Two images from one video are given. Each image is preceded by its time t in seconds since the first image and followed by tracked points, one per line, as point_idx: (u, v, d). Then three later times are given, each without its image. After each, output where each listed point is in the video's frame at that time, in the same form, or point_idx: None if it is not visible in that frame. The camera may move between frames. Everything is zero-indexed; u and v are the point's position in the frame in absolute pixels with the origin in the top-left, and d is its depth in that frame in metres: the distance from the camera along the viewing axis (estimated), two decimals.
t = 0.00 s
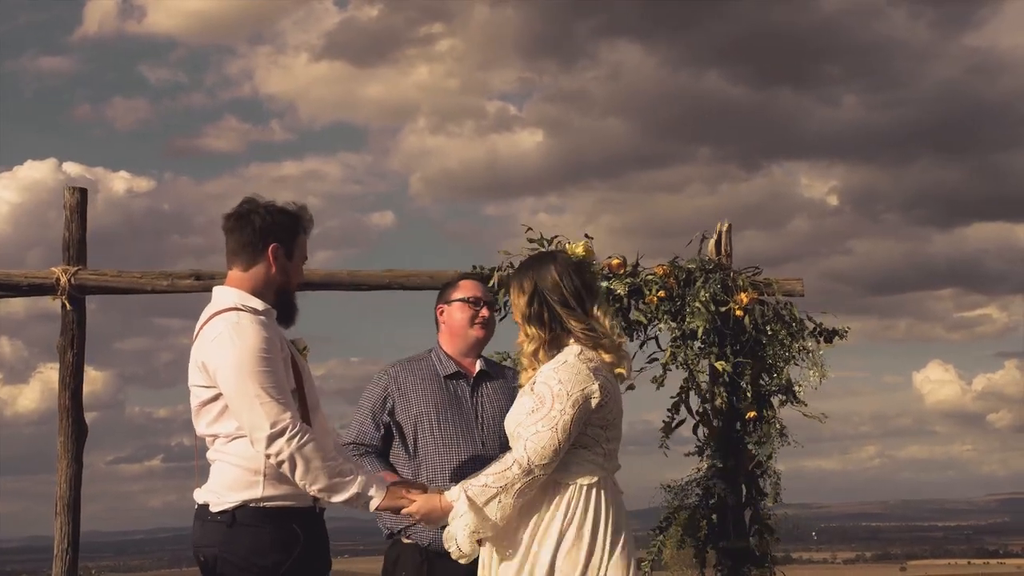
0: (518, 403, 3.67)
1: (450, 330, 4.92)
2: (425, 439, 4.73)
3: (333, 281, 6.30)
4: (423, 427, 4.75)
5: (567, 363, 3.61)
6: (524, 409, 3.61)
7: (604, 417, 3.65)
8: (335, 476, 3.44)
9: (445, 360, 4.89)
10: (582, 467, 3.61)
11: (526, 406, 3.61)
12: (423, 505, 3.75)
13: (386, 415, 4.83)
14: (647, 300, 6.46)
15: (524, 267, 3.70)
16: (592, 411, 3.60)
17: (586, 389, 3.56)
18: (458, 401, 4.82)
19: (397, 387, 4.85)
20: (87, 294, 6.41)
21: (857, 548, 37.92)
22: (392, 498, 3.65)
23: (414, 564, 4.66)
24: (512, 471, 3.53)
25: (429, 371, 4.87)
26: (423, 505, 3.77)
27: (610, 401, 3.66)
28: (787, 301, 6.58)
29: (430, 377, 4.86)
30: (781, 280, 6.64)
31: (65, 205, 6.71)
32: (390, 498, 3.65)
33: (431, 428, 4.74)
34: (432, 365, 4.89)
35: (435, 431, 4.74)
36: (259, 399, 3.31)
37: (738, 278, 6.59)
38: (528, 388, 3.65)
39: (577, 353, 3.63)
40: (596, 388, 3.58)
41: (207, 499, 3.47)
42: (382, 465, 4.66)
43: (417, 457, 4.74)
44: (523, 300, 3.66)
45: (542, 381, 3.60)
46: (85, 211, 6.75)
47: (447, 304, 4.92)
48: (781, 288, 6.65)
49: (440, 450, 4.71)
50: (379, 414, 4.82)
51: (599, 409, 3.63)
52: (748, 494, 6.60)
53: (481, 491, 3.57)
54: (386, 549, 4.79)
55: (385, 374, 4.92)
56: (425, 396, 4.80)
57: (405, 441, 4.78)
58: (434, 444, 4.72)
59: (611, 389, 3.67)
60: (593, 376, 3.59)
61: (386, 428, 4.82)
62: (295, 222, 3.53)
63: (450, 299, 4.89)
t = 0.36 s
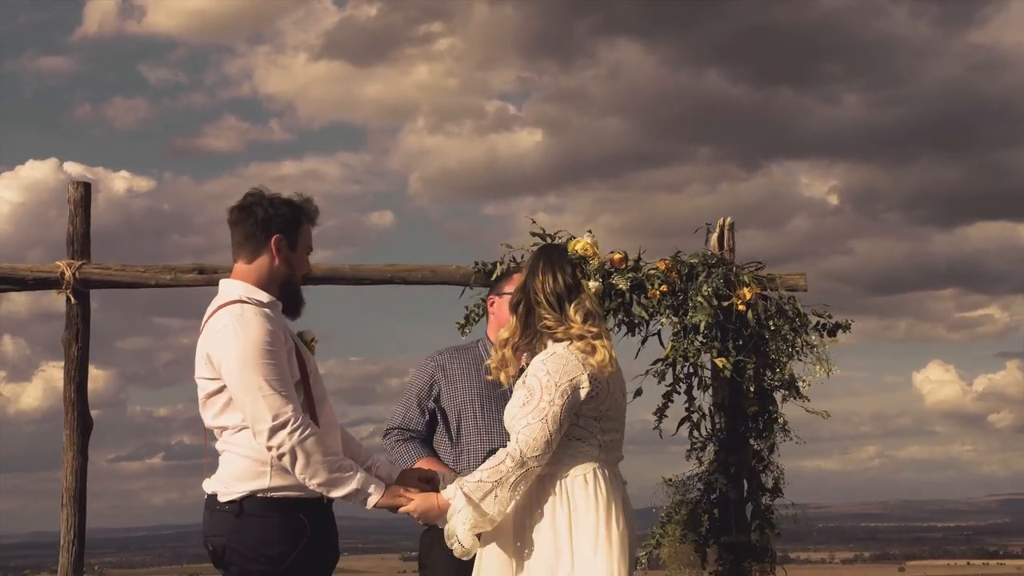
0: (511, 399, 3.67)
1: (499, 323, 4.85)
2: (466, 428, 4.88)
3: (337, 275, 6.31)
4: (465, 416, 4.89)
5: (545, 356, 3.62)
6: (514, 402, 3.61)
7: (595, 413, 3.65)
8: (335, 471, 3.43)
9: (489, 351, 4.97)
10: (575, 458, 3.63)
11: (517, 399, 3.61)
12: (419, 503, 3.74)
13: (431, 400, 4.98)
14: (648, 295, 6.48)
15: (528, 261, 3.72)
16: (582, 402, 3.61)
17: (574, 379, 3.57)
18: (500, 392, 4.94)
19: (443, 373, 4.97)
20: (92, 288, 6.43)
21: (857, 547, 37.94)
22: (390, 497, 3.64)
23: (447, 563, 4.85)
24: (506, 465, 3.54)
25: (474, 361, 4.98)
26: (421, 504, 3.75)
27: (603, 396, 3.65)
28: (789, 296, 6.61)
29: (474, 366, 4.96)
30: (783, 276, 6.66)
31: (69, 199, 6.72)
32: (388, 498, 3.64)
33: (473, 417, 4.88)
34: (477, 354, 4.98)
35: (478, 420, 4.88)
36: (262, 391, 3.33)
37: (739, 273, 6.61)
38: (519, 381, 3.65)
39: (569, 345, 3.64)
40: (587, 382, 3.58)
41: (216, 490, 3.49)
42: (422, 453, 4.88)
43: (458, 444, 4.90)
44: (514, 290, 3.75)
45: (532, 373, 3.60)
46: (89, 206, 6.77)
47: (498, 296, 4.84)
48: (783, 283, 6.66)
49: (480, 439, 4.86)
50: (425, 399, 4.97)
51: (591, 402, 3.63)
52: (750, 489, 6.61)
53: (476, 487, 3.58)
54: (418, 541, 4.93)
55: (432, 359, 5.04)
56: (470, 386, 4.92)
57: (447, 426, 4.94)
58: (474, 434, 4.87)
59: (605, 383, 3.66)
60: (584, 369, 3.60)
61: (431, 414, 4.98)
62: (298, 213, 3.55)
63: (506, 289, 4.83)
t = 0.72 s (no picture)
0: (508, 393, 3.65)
1: (508, 319, 4.84)
2: (484, 424, 4.87)
3: (334, 271, 6.30)
4: (482, 412, 4.88)
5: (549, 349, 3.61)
6: (512, 397, 3.59)
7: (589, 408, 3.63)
8: (331, 467, 3.41)
9: (504, 347, 4.97)
10: (572, 455, 3.61)
11: (514, 394, 3.60)
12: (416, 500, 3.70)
13: (448, 394, 4.94)
14: (647, 290, 6.46)
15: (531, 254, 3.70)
16: (578, 398, 3.59)
17: (571, 375, 3.55)
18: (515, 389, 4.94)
19: (460, 369, 4.95)
20: (89, 285, 6.42)
21: (857, 545, 37.94)
22: (386, 492, 3.62)
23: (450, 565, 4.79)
24: (502, 461, 3.53)
25: (489, 358, 4.96)
26: (417, 499, 3.70)
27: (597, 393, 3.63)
28: (788, 291, 6.59)
29: (490, 363, 4.95)
30: (781, 271, 6.64)
31: (66, 196, 6.70)
32: (383, 493, 3.62)
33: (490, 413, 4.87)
34: (492, 351, 4.98)
35: (494, 417, 4.88)
36: (256, 386, 3.31)
37: (738, 269, 6.59)
38: (517, 376, 3.64)
39: (566, 339, 3.63)
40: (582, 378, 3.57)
41: (211, 485, 3.48)
42: (443, 445, 4.80)
43: (474, 440, 4.88)
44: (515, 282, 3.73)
45: (530, 367, 3.59)
46: (86, 202, 6.75)
47: (506, 293, 4.83)
48: (782, 278, 6.65)
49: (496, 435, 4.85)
50: (442, 394, 4.93)
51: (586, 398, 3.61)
52: (749, 485, 6.59)
53: (473, 482, 3.58)
54: (420, 542, 4.89)
55: (449, 353, 5.00)
56: (486, 383, 4.91)
57: (463, 422, 4.91)
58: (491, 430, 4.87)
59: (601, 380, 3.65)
60: (579, 364, 3.58)
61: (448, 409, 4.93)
62: (296, 209, 3.53)
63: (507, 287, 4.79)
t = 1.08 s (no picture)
0: (517, 390, 3.70)
1: (504, 321, 4.90)
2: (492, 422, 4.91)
3: (340, 269, 6.35)
4: (490, 411, 4.92)
5: (562, 347, 3.64)
6: (522, 395, 3.64)
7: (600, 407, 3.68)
8: (338, 464, 3.46)
9: (509, 348, 5.03)
10: (579, 454, 3.65)
11: (523, 392, 3.64)
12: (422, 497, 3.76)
13: (456, 395, 4.98)
14: (652, 288, 6.50)
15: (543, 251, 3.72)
16: (589, 397, 3.64)
17: (581, 374, 3.60)
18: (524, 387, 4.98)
19: (466, 370, 4.99)
20: (97, 284, 6.47)
21: (865, 543, 37.92)
22: (393, 489, 3.68)
23: (458, 562, 4.77)
24: (511, 460, 3.55)
25: (494, 358, 5.01)
26: (425, 496, 3.77)
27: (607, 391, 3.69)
28: (795, 288, 6.62)
29: (495, 363, 5.01)
30: (788, 268, 6.67)
31: (75, 196, 6.76)
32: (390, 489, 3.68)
33: (497, 412, 4.92)
34: (496, 351, 5.03)
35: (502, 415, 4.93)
36: (264, 384, 3.36)
37: (744, 266, 6.61)
38: (527, 373, 3.68)
39: (577, 338, 3.67)
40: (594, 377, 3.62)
41: (217, 483, 3.53)
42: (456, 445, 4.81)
43: (483, 439, 4.92)
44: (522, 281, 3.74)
45: (539, 366, 3.63)
46: (95, 202, 6.81)
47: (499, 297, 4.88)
48: (788, 275, 6.68)
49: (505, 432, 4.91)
50: (452, 395, 4.97)
51: (598, 396, 3.67)
52: (756, 484, 6.63)
53: (479, 479, 3.61)
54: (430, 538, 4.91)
55: (453, 355, 5.05)
56: (494, 382, 4.96)
57: (472, 421, 4.95)
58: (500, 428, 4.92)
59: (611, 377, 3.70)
60: (590, 363, 3.63)
61: (456, 409, 4.97)
62: (301, 208, 3.58)
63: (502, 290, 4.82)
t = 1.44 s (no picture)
0: (529, 388, 3.69)
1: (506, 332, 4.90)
2: (491, 423, 4.89)
3: (350, 268, 6.36)
4: (490, 411, 4.91)
5: (577, 344, 3.62)
6: (534, 392, 3.63)
7: (613, 405, 3.66)
8: (349, 461, 3.47)
9: (511, 350, 5.01)
10: (589, 451, 3.64)
11: (535, 389, 3.63)
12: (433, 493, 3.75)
13: (458, 395, 4.99)
14: (663, 286, 6.49)
15: (552, 247, 3.72)
16: (601, 394, 3.62)
17: (594, 371, 3.57)
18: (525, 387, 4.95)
19: (468, 371, 5.01)
20: (109, 283, 6.50)
21: (879, 543, 37.75)
22: (404, 487, 3.70)
23: (461, 562, 4.82)
24: (523, 458, 3.55)
25: (497, 359, 5.01)
26: (436, 492, 3.75)
27: (620, 389, 3.67)
28: (806, 286, 6.60)
29: (497, 365, 5.00)
30: (799, 266, 6.66)
31: (86, 195, 6.79)
32: (400, 487, 3.70)
33: (497, 412, 4.90)
34: (499, 353, 5.03)
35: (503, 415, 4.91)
36: (275, 383, 3.36)
37: (755, 264, 6.60)
38: (539, 370, 3.68)
39: (589, 335, 3.65)
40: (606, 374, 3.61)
41: (228, 480, 3.54)
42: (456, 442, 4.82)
43: (483, 440, 4.90)
44: (534, 279, 3.72)
45: (552, 363, 3.62)
46: (106, 201, 6.83)
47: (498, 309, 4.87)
48: (799, 273, 6.66)
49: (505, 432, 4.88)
50: (454, 395, 4.99)
51: (610, 394, 3.65)
52: (767, 482, 6.61)
53: (490, 477, 3.60)
54: (432, 533, 4.95)
55: (458, 356, 5.07)
56: (496, 382, 4.95)
57: (473, 422, 4.94)
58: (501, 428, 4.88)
59: (623, 373, 3.69)
60: (602, 361, 3.61)
61: (458, 409, 4.97)
62: (310, 207, 3.59)
63: (500, 309, 4.77)
